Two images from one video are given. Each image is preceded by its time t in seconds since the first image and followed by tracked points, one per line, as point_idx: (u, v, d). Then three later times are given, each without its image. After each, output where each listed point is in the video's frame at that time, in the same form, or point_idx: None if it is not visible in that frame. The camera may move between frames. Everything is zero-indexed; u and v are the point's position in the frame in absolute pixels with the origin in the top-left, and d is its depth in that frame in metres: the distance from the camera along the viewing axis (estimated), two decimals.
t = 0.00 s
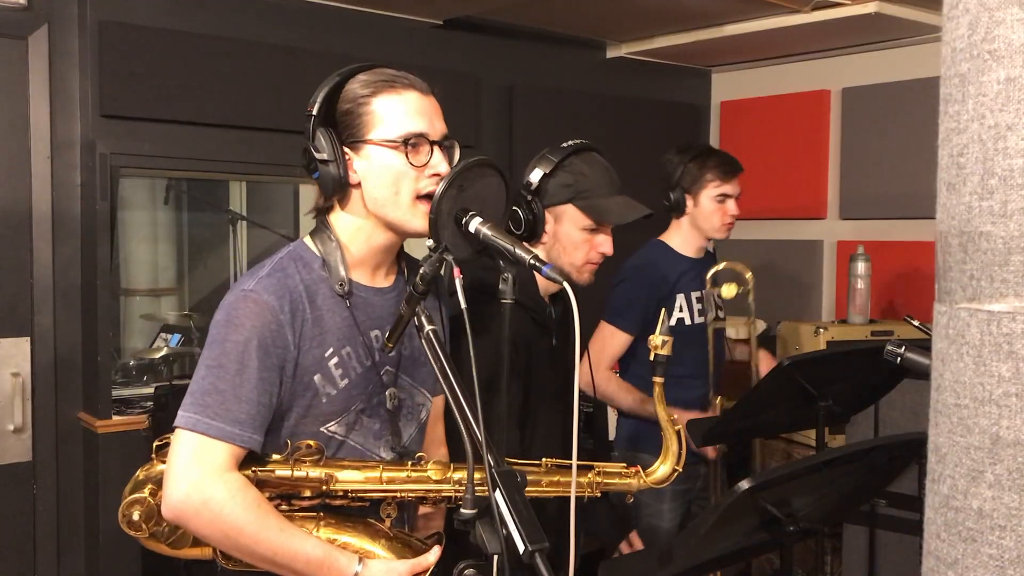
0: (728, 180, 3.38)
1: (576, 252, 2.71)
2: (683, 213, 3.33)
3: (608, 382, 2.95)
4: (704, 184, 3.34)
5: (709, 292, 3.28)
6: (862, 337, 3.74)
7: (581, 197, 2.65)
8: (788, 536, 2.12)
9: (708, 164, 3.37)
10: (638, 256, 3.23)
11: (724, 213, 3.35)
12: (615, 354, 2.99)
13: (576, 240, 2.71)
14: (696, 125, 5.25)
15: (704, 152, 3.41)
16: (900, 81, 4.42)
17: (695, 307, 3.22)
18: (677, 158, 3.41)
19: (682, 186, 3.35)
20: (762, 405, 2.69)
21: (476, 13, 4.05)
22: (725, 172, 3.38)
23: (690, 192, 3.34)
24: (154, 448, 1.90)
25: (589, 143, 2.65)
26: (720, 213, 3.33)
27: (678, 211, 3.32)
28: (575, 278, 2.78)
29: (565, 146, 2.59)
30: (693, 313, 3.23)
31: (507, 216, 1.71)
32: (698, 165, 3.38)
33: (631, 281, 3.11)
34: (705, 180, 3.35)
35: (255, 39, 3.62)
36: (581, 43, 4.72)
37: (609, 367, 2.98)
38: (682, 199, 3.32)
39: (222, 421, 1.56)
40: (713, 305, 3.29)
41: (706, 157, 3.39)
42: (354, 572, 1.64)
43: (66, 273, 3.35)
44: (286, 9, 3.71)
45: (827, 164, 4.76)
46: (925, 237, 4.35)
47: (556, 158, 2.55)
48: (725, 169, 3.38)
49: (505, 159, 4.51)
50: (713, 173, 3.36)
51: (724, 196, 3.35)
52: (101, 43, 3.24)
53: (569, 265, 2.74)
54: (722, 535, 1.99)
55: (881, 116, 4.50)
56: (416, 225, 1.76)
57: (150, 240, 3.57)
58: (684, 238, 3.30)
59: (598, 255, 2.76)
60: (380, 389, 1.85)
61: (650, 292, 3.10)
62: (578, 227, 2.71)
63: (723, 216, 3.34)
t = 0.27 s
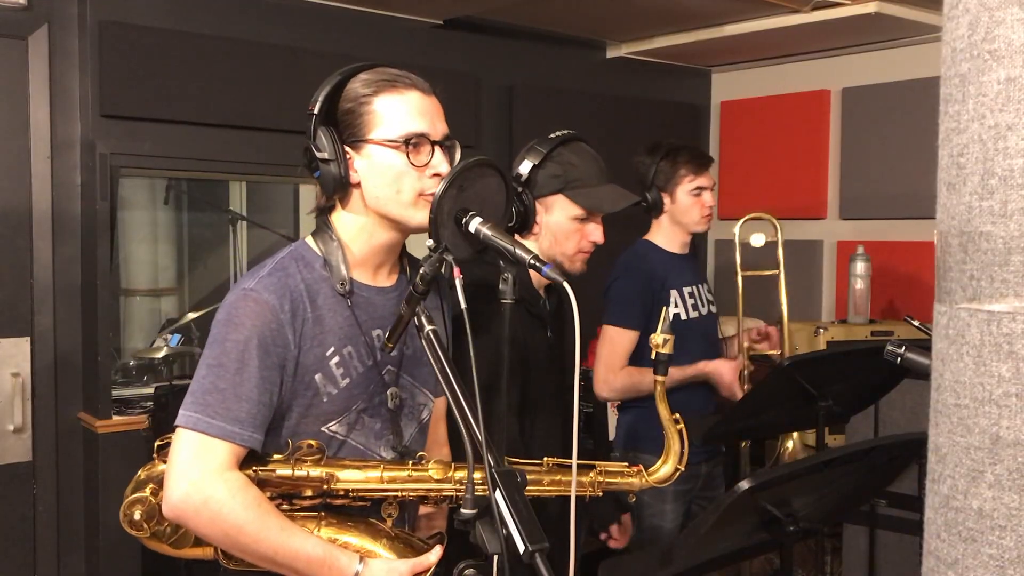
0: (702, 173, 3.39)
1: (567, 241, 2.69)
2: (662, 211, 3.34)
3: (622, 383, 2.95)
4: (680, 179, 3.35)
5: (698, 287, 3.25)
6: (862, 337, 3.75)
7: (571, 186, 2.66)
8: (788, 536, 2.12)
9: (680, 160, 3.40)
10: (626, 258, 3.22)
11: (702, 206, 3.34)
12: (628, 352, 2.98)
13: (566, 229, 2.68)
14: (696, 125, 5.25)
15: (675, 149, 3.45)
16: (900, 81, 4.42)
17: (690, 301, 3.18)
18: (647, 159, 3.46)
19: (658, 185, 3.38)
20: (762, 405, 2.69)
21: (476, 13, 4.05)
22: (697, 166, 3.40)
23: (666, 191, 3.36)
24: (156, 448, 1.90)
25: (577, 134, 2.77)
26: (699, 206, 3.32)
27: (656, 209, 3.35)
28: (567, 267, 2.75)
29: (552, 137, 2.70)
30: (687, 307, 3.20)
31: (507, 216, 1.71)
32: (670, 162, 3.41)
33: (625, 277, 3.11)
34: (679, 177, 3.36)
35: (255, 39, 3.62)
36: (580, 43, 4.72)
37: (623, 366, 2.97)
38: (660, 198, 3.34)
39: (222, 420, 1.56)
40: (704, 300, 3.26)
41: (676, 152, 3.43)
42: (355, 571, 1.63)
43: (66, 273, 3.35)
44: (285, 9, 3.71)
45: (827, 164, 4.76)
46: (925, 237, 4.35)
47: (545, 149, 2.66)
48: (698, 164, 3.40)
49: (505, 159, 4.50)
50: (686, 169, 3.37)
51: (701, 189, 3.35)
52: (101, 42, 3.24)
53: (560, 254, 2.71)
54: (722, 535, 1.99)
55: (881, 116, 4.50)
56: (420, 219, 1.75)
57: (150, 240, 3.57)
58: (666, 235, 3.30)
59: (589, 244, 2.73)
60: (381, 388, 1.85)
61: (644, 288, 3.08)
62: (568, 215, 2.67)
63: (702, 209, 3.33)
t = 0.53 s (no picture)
0: (686, 177, 3.37)
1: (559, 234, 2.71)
2: (646, 216, 3.32)
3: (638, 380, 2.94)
4: (664, 184, 3.32)
5: (686, 287, 3.24)
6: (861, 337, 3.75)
7: (561, 177, 2.69)
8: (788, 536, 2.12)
9: (663, 164, 3.38)
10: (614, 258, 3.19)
11: (687, 209, 3.31)
12: (640, 350, 2.99)
13: (558, 221, 2.71)
14: (696, 125, 5.25)
15: (657, 153, 3.44)
16: (900, 82, 4.43)
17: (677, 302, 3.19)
18: (631, 162, 3.43)
19: (642, 189, 3.34)
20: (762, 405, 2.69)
21: (476, 13, 4.05)
22: (680, 171, 3.39)
23: (650, 195, 3.33)
24: (156, 449, 1.90)
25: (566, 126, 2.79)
26: (684, 209, 3.30)
27: (641, 214, 3.31)
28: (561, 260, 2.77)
29: (542, 130, 2.74)
30: (675, 308, 3.20)
31: (507, 216, 1.71)
32: (654, 166, 3.39)
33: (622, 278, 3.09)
34: (663, 181, 3.33)
35: (255, 39, 3.62)
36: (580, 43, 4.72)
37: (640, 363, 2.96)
38: (644, 203, 3.31)
39: (221, 421, 1.56)
40: (691, 300, 3.26)
41: (659, 157, 3.42)
42: (355, 571, 1.63)
43: (66, 273, 3.35)
44: (285, 9, 3.70)
45: (827, 164, 4.76)
46: (925, 237, 4.35)
47: (533, 143, 2.69)
48: (680, 167, 3.40)
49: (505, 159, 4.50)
50: (669, 174, 3.35)
51: (685, 193, 3.32)
52: (101, 42, 3.24)
53: (553, 247, 2.73)
54: (722, 535, 1.99)
55: (881, 116, 4.50)
56: (413, 229, 1.76)
57: (150, 240, 3.57)
58: (651, 238, 3.28)
59: (581, 235, 2.75)
60: (381, 388, 1.85)
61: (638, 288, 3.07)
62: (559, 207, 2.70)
63: (686, 212, 3.30)
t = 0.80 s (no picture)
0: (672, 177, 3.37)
1: (557, 224, 2.69)
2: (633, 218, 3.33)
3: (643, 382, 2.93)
4: (650, 185, 3.32)
5: (672, 287, 3.26)
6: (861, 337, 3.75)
7: (557, 169, 2.71)
8: (788, 536, 2.12)
9: (648, 165, 3.38)
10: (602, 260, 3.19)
11: (672, 210, 3.33)
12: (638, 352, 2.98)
13: (556, 211, 2.69)
14: (696, 125, 5.25)
15: (641, 154, 3.44)
16: (900, 82, 4.42)
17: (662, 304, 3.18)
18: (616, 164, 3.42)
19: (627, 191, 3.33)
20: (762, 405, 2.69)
21: (476, 13, 4.05)
22: (666, 172, 3.39)
23: (636, 197, 3.32)
24: (156, 450, 1.91)
25: (561, 120, 2.81)
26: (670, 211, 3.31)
27: (628, 216, 3.33)
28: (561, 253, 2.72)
29: (536, 124, 2.76)
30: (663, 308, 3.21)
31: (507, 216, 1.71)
32: (639, 168, 3.38)
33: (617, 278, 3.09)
34: (649, 183, 3.32)
35: (255, 39, 3.62)
36: (580, 43, 4.72)
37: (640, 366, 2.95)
38: (630, 206, 3.32)
39: (219, 422, 1.56)
40: (678, 300, 3.27)
41: (644, 158, 3.41)
42: (355, 570, 1.63)
43: (66, 273, 3.34)
44: (285, 9, 3.70)
45: (827, 164, 4.76)
46: (925, 237, 4.35)
47: (527, 136, 2.71)
48: (666, 168, 3.40)
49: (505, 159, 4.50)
50: (655, 175, 3.35)
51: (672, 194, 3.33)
52: (101, 43, 3.24)
53: (552, 238, 2.69)
54: (721, 535, 1.99)
55: (881, 116, 4.50)
56: (413, 228, 1.76)
57: (150, 240, 3.57)
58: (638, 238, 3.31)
59: (580, 227, 2.73)
60: (379, 388, 1.85)
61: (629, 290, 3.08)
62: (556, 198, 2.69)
63: (672, 212, 3.32)
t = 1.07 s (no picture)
0: (673, 181, 3.40)
1: (563, 216, 2.68)
2: (631, 223, 3.29)
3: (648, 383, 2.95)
4: (651, 190, 3.34)
5: (663, 293, 3.30)
6: (861, 337, 3.75)
7: (559, 163, 2.71)
8: (789, 536, 2.12)
9: (652, 169, 3.38)
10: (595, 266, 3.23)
11: (673, 214, 3.36)
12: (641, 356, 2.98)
13: (562, 204, 2.69)
14: (696, 125, 5.25)
15: (646, 156, 3.42)
16: (900, 82, 4.42)
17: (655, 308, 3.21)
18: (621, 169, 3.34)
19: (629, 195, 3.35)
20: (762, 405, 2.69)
21: (476, 13, 4.05)
22: (669, 175, 3.40)
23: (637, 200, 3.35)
24: (154, 450, 1.91)
25: (565, 116, 2.80)
26: (670, 214, 3.34)
27: (627, 220, 3.27)
28: (570, 246, 2.71)
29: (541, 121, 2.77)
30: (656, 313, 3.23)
31: (508, 215, 1.71)
32: (643, 171, 3.39)
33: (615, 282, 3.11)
34: (651, 187, 3.34)
35: (255, 39, 3.62)
36: (580, 44, 4.72)
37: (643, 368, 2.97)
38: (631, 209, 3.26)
39: (218, 421, 1.56)
40: (669, 305, 3.31)
41: (649, 160, 3.41)
42: (353, 570, 1.63)
43: (66, 273, 3.34)
44: (285, 9, 3.70)
45: (827, 164, 4.76)
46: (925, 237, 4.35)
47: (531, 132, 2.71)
48: (670, 171, 3.40)
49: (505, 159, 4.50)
50: (658, 179, 3.36)
51: (672, 198, 3.36)
52: (101, 43, 3.24)
53: (560, 231, 2.68)
54: (722, 535, 1.99)
55: (881, 116, 4.50)
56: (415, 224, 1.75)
57: (150, 240, 3.57)
58: (630, 243, 3.31)
59: (587, 219, 2.72)
60: (378, 388, 1.85)
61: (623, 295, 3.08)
62: (563, 191, 2.69)
63: (671, 216, 3.35)
